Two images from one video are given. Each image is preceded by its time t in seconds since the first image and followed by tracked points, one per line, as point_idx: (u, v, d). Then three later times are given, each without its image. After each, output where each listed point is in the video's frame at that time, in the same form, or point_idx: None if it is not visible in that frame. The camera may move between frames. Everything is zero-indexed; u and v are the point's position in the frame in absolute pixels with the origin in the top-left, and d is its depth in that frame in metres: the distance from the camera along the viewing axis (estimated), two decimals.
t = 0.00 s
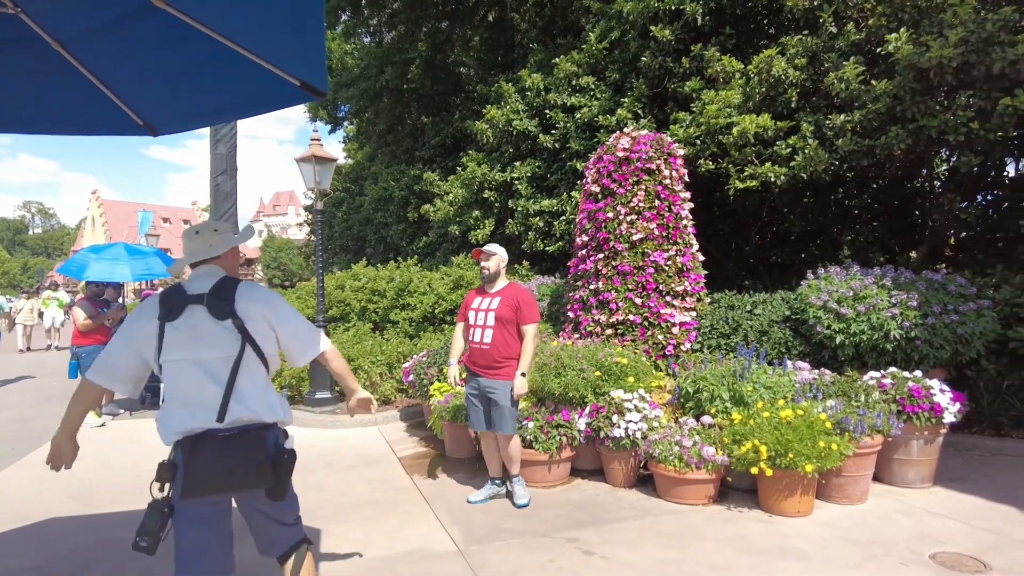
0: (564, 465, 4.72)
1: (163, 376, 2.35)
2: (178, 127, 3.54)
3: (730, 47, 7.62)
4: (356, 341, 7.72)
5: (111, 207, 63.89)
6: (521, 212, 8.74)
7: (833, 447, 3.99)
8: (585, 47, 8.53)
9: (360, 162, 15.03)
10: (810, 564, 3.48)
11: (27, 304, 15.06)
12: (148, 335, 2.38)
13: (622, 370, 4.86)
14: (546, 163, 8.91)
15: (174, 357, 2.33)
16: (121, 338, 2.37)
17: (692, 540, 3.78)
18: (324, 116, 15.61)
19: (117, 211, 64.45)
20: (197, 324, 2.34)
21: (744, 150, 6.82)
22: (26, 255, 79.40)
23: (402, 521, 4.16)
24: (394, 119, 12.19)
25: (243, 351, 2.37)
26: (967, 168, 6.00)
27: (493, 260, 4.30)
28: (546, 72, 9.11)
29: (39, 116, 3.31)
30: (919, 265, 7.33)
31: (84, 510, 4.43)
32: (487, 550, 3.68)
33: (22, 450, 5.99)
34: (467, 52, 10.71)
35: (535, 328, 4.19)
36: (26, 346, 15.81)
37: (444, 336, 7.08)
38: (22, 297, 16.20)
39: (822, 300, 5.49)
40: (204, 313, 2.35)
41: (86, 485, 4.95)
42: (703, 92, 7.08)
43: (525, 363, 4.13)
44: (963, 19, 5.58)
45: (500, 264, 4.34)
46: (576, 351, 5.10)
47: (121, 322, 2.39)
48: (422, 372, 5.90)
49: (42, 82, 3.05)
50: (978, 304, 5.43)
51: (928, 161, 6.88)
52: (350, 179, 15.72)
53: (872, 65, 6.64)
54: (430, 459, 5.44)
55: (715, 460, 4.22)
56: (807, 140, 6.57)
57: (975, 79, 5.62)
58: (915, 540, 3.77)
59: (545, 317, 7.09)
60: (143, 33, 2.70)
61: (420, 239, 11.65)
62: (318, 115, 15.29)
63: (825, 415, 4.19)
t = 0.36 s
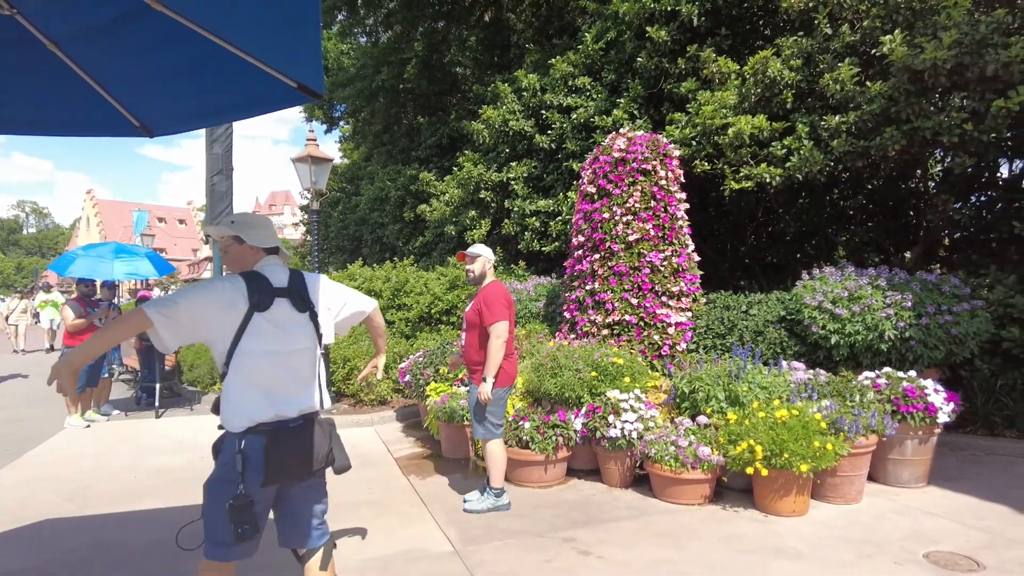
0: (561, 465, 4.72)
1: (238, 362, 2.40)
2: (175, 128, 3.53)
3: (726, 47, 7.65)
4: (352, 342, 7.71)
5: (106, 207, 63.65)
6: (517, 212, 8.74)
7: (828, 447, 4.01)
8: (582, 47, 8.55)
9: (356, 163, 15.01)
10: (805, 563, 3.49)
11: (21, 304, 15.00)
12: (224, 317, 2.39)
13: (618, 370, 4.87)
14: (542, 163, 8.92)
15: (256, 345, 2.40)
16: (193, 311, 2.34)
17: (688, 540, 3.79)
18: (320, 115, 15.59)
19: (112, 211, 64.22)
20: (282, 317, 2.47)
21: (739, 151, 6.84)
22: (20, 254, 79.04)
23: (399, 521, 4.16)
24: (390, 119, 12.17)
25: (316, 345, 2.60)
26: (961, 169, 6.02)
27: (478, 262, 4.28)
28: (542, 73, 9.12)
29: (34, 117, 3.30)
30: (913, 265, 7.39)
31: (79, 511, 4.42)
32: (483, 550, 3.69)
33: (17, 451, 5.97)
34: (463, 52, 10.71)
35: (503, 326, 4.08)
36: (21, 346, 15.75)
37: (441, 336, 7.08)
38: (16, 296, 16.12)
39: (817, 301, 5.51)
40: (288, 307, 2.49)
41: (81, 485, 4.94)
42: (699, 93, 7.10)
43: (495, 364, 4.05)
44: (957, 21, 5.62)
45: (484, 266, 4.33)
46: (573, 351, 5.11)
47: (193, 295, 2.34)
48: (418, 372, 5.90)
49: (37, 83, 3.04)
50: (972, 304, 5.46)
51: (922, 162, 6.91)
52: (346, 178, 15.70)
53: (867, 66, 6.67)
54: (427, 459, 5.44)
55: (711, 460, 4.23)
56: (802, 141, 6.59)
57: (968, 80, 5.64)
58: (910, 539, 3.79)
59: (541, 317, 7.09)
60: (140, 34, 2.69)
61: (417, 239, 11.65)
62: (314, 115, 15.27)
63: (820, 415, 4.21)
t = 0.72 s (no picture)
0: (559, 464, 4.73)
1: (296, 372, 2.47)
2: (174, 129, 3.53)
3: (723, 47, 7.66)
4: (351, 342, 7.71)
5: (102, 206, 63.52)
6: (516, 212, 8.75)
7: (826, 446, 4.02)
8: (580, 47, 8.55)
9: (354, 162, 15.00)
10: (803, 563, 3.50)
11: (19, 304, 14.97)
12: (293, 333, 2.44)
13: (617, 370, 4.87)
14: (540, 163, 8.92)
15: (309, 350, 2.49)
16: (276, 334, 2.38)
17: (686, 539, 3.79)
18: (318, 115, 15.58)
19: (108, 211, 64.05)
20: (332, 324, 2.59)
21: (737, 151, 6.84)
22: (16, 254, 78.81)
23: (397, 521, 4.16)
24: (388, 119, 12.16)
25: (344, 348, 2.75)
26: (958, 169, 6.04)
27: (474, 264, 4.37)
28: (540, 73, 9.13)
29: (31, 116, 3.29)
30: (911, 265, 7.40)
31: (76, 511, 4.41)
32: (482, 549, 3.69)
33: (14, 451, 5.95)
34: (461, 51, 10.72)
35: (477, 329, 4.13)
36: (18, 346, 15.71)
37: (439, 336, 7.08)
38: (14, 296, 16.08)
39: (814, 300, 5.52)
40: (336, 315, 2.62)
41: (78, 485, 4.93)
42: (697, 93, 7.12)
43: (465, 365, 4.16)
44: (954, 21, 5.64)
45: (481, 268, 4.39)
46: (571, 351, 5.11)
47: (276, 316, 2.38)
48: (417, 372, 5.90)
49: (37, 83, 3.05)
50: (969, 304, 5.48)
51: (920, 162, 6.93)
52: (344, 178, 15.69)
53: (865, 67, 6.69)
54: (425, 459, 5.44)
55: (709, 459, 4.24)
56: (800, 140, 6.60)
57: (965, 80, 5.65)
58: (907, 538, 3.80)
59: (539, 317, 7.10)
60: (137, 33, 2.69)
61: (415, 238, 11.64)
62: (312, 115, 15.26)
63: (818, 415, 4.22)
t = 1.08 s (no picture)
0: (557, 464, 4.72)
1: (315, 389, 2.47)
2: (172, 130, 3.52)
3: (721, 47, 7.66)
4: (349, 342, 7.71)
5: (100, 206, 63.39)
6: (514, 211, 8.74)
7: (824, 445, 4.02)
8: (578, 47, 8.55)
9: (352, 162, 14.99)
10: (802, 562, 3.50)
11: (15, 305, 14.84)
12: (314, 352, 2.43)
13: (615, 369, 4.87)
14: (538, 163, 8.91)
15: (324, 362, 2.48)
16: (299, 357, 2.36)
17: (684, 539, 3.79)
18: (315, 115, 15.56)
19: (105, 211, 63.92)
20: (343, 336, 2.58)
21: (735, 150, 6.84)
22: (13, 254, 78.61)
23: (394, 521, 4.15)
24: (385, 119, 12.14)
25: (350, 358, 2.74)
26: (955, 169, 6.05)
27: (479, 263, 4.36)
28: (538, 72, 9.14)
29: (27, 116, 3.28)
30: (909, 264, 7.39)
31: (74, 511, 4.39)
32: (480, 550, 3.68)
33: (10, 452, 5.93)
34: (459, 51, 10.73)
35: (473, 327, 4.16)
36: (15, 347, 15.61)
37: (437, 335, 7.07)
38: (11, 297, 16.02)
39: (812, 300, 5.51)
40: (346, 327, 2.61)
41: (74, 486, 4.91)
42: (695, 92, 7.11)
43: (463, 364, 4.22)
44: (951, 21, 5.66)
45: (485, 268, 4.38)
46: (569, 351, 5.11)
47: (298, 339, 2.35)
48: (415, 372, 5.89)
49: (32, 82, 3.04)
50: (966, 303, 5.49)
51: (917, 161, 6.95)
52: (342, 178, 15.67)
53: (862, 66, 6.70)
54: (423, 459, 5.43)
55: (707, 458, 4.24)
56: (798, 140, 6.60)
57: (963, 80, 5.65)
58: (905, 537, 3.81)
59: (537, 317, 7.10)
60: (134, 33, 2.68)
61: (413, 238, 11.63)
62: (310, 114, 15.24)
63: (816, 414, 4.22)
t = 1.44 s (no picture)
0: (555, 463, 4.72)
1: (304, 389, 2.46)
2: (166, 127, 3.50)
3: (719, 46, 7.65)
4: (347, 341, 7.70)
5: (97, 206, 63.25)
6: (512, 211, 8.74)
7: (822, 444, 4.02)
8: (575, 46, 8.54)
9: (350, 162, 14.97)
10: (800, 561, 3.49)
11: (11, 304, 14.69)
12: (304, 351, 2.43)
13: (612, 369, 4.88)
14: (536, 162, 8.89)
15: (314, 361, 2.47)
16: (289, 358, 2.36)
17: (682, 538, 3.79)
18: (313, 115, 15.55)
19: (102, 211, 63.78)
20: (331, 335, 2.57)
21: (733, 150, 6.85)
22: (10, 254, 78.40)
23: (392, 521, 4.14)
24: (383, 118, 12.13)
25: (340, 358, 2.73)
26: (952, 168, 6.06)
27: (480, 262, 4.34)
28: (536, 72, 9.14)
29: (20, 113, 3.26)
30: (906, 263, 7.37)
31: (70, 513, 4.37)
32: (478, 549, 3.67)
33: (7, 453, 5.90)
34: (457, 51, 10.74)
35: (471, 325, 4.16)
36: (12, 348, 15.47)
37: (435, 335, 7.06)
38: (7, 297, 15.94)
39: (810, 299, 5.51)
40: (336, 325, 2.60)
41: (71, 487, 4.89)
42: (692, 92, 7.11)
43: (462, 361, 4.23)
44: (948, 20, 5.66)
45: (486, 267, 4.36)
46: (567, 350, 5.10)
47: (289, 340, 2.34)
48: (412, 372, 5.88)
49: (25, 80, 3.01)
50: (964, 302, 5.50)
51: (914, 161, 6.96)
52: (340, 178, 15.64)
53: (859, 65, 6.70)
54: (421, 459, 5.42)
55: (705, 458, 4.24)
56: (795, 139, 6.61)
57: (960, 79, 5.66)
58: (902, 535, 3.81)
59: (535, 317, 7.10)
60: (129, 32, 2.66)
61: (411, 238, 11.62)
62: (307, 114, 15.21)
63: (814, 413, 4.23)
